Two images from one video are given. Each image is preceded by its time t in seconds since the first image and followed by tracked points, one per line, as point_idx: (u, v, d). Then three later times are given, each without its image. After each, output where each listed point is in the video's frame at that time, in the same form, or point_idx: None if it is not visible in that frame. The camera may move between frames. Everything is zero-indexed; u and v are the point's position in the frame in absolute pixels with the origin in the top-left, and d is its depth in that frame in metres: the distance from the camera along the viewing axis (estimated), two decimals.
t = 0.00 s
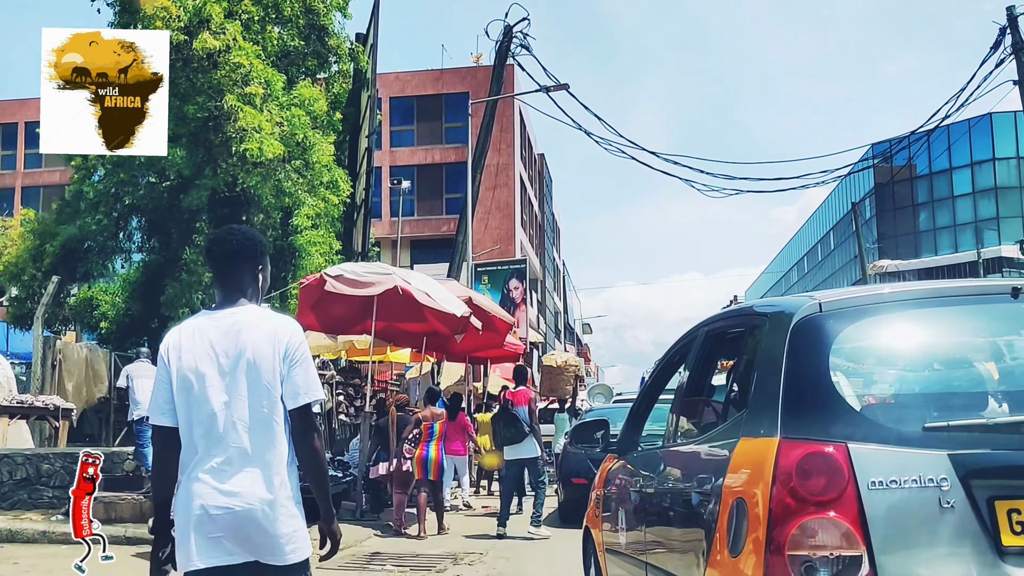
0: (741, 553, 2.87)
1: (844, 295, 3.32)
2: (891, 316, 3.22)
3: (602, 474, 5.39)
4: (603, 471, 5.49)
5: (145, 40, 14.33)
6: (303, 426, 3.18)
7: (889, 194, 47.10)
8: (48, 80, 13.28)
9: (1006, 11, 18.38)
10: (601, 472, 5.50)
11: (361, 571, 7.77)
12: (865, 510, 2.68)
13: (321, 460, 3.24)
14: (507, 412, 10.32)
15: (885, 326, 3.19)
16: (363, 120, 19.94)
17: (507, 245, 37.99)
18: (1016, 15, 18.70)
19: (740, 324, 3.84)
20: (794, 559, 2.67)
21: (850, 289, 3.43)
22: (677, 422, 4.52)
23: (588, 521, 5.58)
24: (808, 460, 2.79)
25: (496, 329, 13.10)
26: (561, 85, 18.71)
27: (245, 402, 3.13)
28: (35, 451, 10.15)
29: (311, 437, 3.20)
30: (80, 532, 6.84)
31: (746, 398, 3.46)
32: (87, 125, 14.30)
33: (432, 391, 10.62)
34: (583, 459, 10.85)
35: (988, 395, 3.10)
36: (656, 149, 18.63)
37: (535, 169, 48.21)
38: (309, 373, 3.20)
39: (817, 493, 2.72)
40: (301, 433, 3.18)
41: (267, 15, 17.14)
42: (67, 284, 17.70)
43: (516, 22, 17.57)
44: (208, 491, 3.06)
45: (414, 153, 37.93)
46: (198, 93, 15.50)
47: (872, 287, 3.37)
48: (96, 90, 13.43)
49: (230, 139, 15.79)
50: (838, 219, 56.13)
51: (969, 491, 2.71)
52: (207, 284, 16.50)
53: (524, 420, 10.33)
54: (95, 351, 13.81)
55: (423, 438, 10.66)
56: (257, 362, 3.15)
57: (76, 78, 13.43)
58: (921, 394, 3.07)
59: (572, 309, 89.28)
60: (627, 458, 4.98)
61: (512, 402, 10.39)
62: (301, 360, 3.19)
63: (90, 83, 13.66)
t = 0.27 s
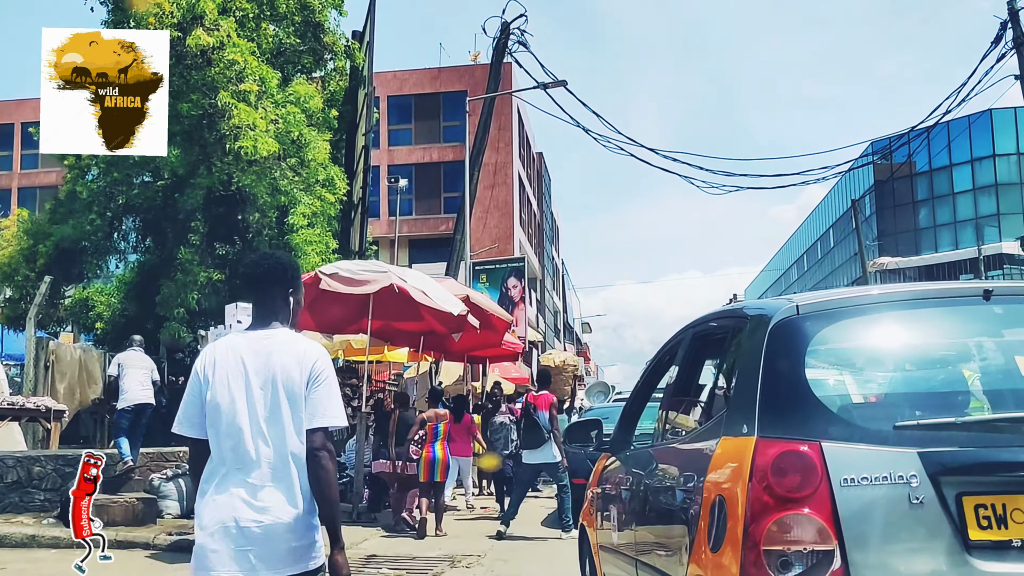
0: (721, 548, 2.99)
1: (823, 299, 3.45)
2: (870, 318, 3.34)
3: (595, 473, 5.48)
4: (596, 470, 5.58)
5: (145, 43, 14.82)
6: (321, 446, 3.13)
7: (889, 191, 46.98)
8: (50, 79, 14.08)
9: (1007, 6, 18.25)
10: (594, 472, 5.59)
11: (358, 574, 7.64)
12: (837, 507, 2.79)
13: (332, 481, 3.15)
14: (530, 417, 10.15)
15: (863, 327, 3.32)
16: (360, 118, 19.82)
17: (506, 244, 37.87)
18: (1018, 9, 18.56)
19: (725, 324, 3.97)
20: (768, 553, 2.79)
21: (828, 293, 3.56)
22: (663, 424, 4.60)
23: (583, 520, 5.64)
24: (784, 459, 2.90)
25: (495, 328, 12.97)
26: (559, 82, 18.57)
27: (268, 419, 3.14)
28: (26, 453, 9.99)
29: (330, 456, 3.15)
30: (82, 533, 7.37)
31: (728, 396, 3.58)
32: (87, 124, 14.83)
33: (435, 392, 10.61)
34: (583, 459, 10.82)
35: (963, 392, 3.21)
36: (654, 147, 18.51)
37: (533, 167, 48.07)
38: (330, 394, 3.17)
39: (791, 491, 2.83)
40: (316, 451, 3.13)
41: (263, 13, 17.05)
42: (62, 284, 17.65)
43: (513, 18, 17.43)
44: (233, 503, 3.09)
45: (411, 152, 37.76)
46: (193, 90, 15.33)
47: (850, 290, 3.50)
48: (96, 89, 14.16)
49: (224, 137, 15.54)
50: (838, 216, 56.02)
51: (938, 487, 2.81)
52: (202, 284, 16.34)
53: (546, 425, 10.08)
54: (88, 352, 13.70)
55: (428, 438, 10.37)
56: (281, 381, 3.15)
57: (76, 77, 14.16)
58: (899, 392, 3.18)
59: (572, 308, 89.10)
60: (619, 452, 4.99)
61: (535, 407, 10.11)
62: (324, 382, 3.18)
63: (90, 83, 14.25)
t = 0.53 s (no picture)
0: (697, 545, 2.98)
1: (803, 303, 3.46)
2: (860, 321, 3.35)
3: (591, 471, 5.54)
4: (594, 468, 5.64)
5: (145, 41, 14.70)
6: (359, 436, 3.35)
7: (889, 190, 46.86)
8: (50, 78, 13.92)
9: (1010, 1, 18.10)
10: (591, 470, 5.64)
11: None
12: (806, 503, 2.79)
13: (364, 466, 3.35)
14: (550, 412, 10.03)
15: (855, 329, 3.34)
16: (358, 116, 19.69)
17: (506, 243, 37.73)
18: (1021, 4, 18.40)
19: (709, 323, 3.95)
20: (742, 548, 2.77)
21: (806, 298, 3.56)
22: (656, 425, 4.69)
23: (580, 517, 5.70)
24: (756, 458, 2.89)
25: (492, 326, 12.78)
26: (558, 79, 18.42)
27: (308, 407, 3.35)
28: (17, 454, 9.86)
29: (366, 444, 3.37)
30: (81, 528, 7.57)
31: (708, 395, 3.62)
32: (87, 125, 14.77)
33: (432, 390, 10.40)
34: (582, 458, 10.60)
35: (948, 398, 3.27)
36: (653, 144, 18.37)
37: (533, 167, 47.95)
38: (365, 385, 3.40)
39: (765, 487, 2.83)
40: (353, 440, 3.35)
41: (259, 9, 17.07)
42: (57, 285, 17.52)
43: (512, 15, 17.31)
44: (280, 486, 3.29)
45: (410, 151, 37.62)
46: (187, 87, 15.29)
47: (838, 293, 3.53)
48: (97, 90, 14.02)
49: (220, 134, 15.51)
50: (838, 215, 55.91)
51: (903, 485, 2.81)
52: (198, 283, 16.17)
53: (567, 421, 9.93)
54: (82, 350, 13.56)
55: (426, 438, 10.36)
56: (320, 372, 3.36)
57: (77, 78, 14.00)
58: (885, 395, 3.22)
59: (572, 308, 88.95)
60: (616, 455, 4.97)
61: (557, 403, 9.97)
62: (359, 373, 3.40)
63: (91, 83, 14.11)
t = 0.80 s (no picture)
0: (675, 541, 2.99)
1: (787, 309, 3.47)
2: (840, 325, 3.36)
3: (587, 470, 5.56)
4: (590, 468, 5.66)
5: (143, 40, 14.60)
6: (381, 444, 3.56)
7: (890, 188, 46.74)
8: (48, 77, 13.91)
9: None
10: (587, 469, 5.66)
11: None
12: (777, 499, 2.79)
13: (399, 467, 3.70)
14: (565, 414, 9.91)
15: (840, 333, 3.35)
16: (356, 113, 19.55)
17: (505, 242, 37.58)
18: None
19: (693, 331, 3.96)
20: (717, 543, 2.77)
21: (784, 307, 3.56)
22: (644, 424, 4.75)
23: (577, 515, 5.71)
24: (729, 457, 2.89)
25: (490, 324, 12.62)
26: (557, 76, 18.25)
27: (331, 420, 3.51)
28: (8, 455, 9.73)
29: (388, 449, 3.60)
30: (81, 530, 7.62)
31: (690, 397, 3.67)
32: (87, 123, 14.72)
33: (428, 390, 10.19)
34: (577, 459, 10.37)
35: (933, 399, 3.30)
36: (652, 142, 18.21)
37: (532, 166, 47.81)
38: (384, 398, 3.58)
39: (739, 485, 2.82)
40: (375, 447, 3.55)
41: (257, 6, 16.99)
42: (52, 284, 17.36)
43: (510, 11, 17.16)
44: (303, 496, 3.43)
45: (409, 150, 37.49)
46: (182, 85, 15.18)
47: (825, 299, 3.54)
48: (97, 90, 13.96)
49: (215, 132, 15.39)
50: (839, 214, 55.79)
51: (869, 483, 2.80)
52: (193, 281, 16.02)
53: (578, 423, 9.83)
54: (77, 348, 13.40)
55: (421, 438, 10.27)
56: (343, 386, 3.54)
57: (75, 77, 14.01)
58: (867, 397, 3.25)
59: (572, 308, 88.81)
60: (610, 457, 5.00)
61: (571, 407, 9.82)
62: (378, 386, 3.58)
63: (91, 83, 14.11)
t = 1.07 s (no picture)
0: (658, 532, 3.23)
1: (770, 313, 3.74)
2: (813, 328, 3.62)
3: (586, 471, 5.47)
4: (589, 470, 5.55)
5: (146, 39, 14.62)
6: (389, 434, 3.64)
7: (891, 187, 46.67)
8: (47, 78, 13.97)
9: None
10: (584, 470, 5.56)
11: None
12: (750, 495, 3.03)
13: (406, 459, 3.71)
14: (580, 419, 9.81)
15: (817, 336, 3.61)
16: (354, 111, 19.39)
17: (504, 242, 37.43)
18: None
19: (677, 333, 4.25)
20: (694, 536, 3.02)
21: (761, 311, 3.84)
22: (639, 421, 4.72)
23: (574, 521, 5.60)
24: (707, 456, 3.13)
25: (489, 324, 12.55)
26: (557, 73, 18.12)
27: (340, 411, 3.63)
28: None
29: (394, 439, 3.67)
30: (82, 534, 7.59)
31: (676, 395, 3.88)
32: (87, 124, 14.74)
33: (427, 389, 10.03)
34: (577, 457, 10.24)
35: (914, 400, 3.51)
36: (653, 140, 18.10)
37: (531, 165, 47.64)
38: (390, 386, 3.67)
39: (714, 482, 3.06)
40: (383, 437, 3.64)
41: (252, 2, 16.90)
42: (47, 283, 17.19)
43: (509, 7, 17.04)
44: (318, 485, 3.56)
45: (408, 149, 37.36)
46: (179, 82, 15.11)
47: (812, 305, 3.79)
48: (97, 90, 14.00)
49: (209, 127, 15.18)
50: (839, 212, 55.70)
51: (837, 480, 3.03)
52: (190, 280, 15.90)
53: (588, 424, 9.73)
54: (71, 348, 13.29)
55: (419, 437, 10.13)
56: (349, 378, 3.66)
57: (76, 79, 14.00)
58: (850, 398, 3.47)
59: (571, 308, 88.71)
60: (604, 455, 5.02)
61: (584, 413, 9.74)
62: (383, 376, 3.67)
63: (87, 83, 14.07)
